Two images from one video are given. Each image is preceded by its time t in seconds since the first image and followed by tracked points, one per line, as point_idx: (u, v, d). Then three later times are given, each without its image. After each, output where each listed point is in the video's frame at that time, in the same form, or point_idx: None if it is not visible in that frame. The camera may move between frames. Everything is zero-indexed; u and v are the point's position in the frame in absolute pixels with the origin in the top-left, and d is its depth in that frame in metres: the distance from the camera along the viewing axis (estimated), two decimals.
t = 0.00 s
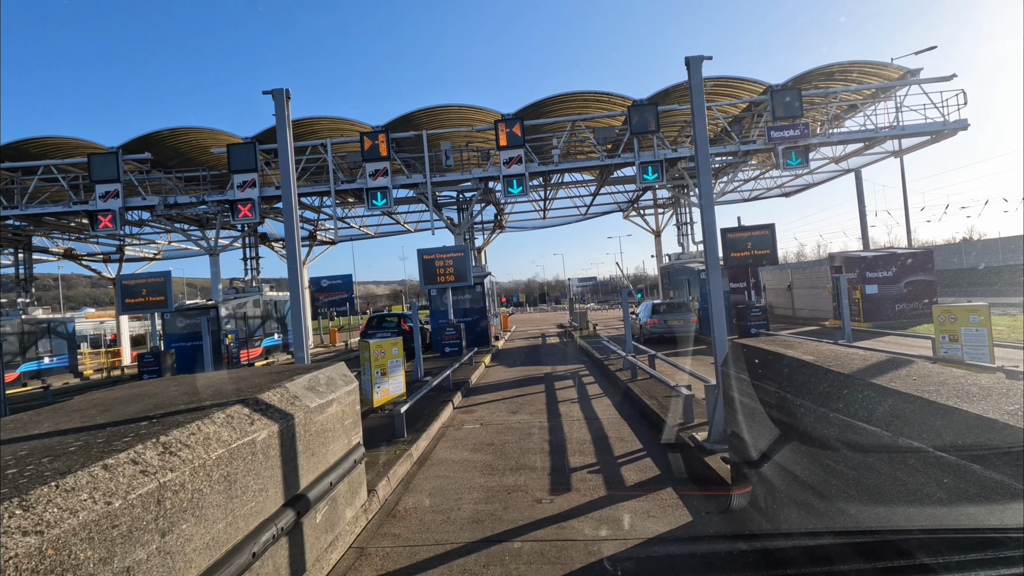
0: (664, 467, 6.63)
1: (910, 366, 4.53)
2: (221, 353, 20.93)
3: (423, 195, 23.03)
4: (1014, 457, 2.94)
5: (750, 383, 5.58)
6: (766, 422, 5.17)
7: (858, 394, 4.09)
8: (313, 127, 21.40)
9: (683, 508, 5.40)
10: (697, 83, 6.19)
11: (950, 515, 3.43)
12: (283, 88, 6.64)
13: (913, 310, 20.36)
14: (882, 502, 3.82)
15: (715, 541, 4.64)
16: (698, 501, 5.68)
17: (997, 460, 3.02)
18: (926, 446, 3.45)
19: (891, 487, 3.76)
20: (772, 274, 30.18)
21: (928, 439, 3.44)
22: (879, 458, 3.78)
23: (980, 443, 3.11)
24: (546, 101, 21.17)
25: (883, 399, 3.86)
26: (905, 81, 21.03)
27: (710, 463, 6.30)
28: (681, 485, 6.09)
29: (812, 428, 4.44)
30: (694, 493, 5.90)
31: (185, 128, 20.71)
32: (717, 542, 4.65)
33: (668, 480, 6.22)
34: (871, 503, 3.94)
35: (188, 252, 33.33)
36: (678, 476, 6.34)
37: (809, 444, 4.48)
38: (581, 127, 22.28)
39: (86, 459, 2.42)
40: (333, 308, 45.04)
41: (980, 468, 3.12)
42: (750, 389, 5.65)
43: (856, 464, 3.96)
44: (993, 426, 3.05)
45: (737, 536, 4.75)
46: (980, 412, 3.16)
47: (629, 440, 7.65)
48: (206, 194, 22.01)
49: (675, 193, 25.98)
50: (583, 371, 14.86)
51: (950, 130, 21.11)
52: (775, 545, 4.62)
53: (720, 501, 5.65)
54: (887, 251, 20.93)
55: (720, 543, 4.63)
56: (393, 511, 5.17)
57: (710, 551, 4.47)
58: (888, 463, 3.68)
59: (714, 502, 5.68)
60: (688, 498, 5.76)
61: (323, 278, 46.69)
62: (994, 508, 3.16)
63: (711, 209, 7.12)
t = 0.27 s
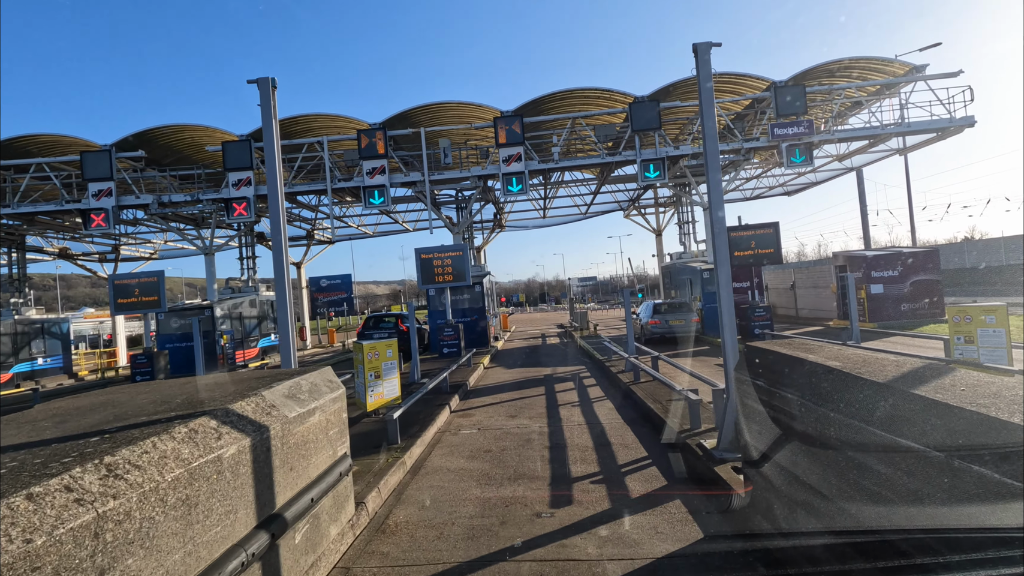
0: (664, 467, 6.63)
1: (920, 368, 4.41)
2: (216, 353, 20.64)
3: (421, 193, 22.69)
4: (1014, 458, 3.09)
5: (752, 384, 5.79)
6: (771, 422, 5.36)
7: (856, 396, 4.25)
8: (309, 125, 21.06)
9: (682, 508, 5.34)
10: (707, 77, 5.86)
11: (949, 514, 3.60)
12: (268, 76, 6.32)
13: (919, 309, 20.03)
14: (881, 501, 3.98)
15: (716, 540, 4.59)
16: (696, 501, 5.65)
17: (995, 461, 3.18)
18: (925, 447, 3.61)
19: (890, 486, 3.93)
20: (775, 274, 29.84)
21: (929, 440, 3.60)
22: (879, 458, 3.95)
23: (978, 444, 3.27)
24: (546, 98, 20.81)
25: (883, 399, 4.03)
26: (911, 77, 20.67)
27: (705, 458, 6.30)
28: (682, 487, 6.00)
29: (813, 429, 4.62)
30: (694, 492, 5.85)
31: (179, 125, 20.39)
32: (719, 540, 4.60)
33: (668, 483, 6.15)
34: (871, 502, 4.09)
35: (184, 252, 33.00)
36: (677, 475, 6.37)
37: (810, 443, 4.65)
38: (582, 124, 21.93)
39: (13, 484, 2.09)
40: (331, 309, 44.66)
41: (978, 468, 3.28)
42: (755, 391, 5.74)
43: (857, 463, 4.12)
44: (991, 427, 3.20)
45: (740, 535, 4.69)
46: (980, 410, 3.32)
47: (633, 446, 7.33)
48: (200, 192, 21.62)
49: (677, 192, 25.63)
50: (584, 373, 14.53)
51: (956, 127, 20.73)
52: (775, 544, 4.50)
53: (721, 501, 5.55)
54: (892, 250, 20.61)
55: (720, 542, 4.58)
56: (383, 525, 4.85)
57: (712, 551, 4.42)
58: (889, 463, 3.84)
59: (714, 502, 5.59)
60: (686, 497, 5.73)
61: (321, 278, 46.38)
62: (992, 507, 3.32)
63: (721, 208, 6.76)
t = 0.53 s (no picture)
0: (665, 466, 6.51)
1: (929, 367, 4.33)
2: (212, 354, 20.37)
3: (419, 190, 22.33)
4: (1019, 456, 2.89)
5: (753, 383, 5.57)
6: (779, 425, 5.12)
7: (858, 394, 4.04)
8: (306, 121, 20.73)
9: (683, 508, 5.29)
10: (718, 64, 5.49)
11: (948, 515, 3.30)
12: (252, 64, 6.05)
13: (926, 308, 19.67)
14: (881, 502, 3.71)
15: (719, 539, 4.63)
16: (698, 501, 5.52)
17: (996, 459, 3.00)
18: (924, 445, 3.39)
19: (892, 487, 3.66)
20: (778, 272, 29.50)
21: (929, 438, 3.39)
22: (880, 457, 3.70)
23: (979, 441, 3.09)
24: (546, 94, 20.46)
25: (885, 396, 3.81)
26: (918, 72, 20.29)
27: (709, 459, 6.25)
28: (684, 487, 5.86)
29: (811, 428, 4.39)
30: (696, 492, 5.73)
31: (174, 121, 20.08)
32: (723, 540, 4.63)
33: (670, 483, 6.00)
34: (872, 503, 3.81)
35: (182, 251, 32.68)
36: (678, 473, 6.27)
37: (808, 443, 4.40)
38: (583, 120, 21.57)
39: None
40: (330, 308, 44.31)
41: (980, 467, 3.08)
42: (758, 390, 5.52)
43: (856, 463, 3.87)
44: (994, 424, 3.03)
45: (742, 535, 4.70)
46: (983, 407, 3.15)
47: (638, 452, 6.98)
48: (196, 189, 21.27)
49: (679, 189, 25.28)
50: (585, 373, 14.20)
51: (965, 122, 20.35)
52: (775, 544, 4.56)
53: (722, 501, 5.47)
54: (899, 248, 20.28)
55: (722, 542, 4.58)
56: (372, 541, 4.51)
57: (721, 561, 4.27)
58: (888, 463, 3.60)
59: (714, 501, 5.50)
60: (689, 498, 5.58)
61: (321, 277, 46.03)
62: (990, 509, 3.07)
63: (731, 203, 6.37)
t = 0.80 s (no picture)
0: (666, 465, 6.42)
1: (929, 367, 4.46)
2: (207, 355, 20.27)
3: (418, 187, 21.94)
4: None
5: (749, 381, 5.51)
6: (779, 422, 5.14)
7: (855, 393, 4.06)
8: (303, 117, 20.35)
9: (684, 508, 5.18)
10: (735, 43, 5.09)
11: (953, 513, 3.49)
12: (234, 47, 5.65)
13: (935, 307, 19.25)
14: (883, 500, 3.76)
15: (721, 539, 4.52)
16: (699, 501, 5.37)
17: (1001, 462, 3.15)
18: (929, 447, 3.46)
19: (893, 486, 3.72)
20: (783, 271, 29.05)
21: (933, 438, 3.46)
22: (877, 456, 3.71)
23: (986, 444, 3.20)
24: (547, 89, 20.06)
25: (884, 395, 3.86)
26: (927, 66, 19.85)
27: (709, 459, 6.10)
28: (686, 488, 5.73)
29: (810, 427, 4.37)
30: (698, 492, 5.59)
31: (168, 117, 19.72)
32: (725, 540, 4.51)
33: (671, 483, 5.88)
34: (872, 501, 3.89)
35: (179, 249, 32.31)
36: (679, 473, 6.15)
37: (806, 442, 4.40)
38: (585, 115, 21.15)
39: None
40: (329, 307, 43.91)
41: (986, 469, 3.21)
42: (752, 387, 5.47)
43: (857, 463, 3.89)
44: (1000, 426, 3.17)
45: (744, 535, 4.57)
46: (985, 405, 3.28)
47: (644, 460, 6.58)
48: (191, 186, 20.89)
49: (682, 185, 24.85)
50: (587, 374, 13.82)
51: (974, 117, 19.93)
52: (777, 544, 4.35)
53: (723, 501, 5.31)
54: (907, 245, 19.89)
55: (724, 543, 4.47)
56: (357, 563, 4.13)
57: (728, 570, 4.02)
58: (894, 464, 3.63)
59: (716, 501, 5.35)
60: (690, 499, 5.44)
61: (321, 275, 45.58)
62: (993, 507, 3.30)
63: (746, 194, 5.97)
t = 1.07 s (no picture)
0: (665, 464, 6.41)
1: (945, 364, 4.10)
2: (203, 355, 20.09)
3: (416, 185, 21.60)
4: None
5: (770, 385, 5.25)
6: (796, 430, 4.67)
7: (858, 389, 3.89)
8: (300, 113, 20.04)
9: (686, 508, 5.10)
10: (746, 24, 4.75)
11: (952, 516, 3.18)
12: (215, 32, 5.28)
13: (943, 306, 18.92)
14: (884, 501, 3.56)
15: (720, 539, 4.41)
16: (700, 501, 5.29)
17: (999, 461, 2.89)
18: (929, 445, 3.26)
19: (894, 486, 3.51)
20: (787, 269, 28.64)
21: (934, 436, 3.25)
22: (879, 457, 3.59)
23: (983, 442, 2.97)
24: (548, 84, 19.70)
25: (885, 391, 3.65)
26: (935, 60, 19.49)
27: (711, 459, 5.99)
28: (687, 487, 5.66)
29: (820, 428, 4.19)
30: (700, 492, 5.50)
31: (163, 113, 19.41)
32: (725, 539, 4.41)
33: (671, 483, 5.83)
34: (872, 501, 3.70)
35: (177, 248, 32.04)
36: (680, 473, 6.10)
37: (817, 443, 4.21)
38: (586, 111, 20.79)
39: None
40: (329, 306, 43.60)
41: (988, 469, 2.95)
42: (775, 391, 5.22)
43: (862, 463, 3.71)
44: (1000, 423, 2.90)
45: (745, 534, 4.46)
46: (989, 401, 3.02)
47: (650, 468, 6.25)
48: (186, 184, 20.57)
49: (685, 183, 24.52)
50: (589, 375, 13.48)
51: (983, 113, 19.57)
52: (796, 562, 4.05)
53: (725, 501, 5.21)
54: (914, 243, 19.55)
55: (724, 542, 4.37)
56: None
57: None
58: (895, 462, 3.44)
59: (717, 501, 5.26)
60: (691, 499, 5.35)
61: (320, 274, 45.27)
62: (994, 508, 2.97)
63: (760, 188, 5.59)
